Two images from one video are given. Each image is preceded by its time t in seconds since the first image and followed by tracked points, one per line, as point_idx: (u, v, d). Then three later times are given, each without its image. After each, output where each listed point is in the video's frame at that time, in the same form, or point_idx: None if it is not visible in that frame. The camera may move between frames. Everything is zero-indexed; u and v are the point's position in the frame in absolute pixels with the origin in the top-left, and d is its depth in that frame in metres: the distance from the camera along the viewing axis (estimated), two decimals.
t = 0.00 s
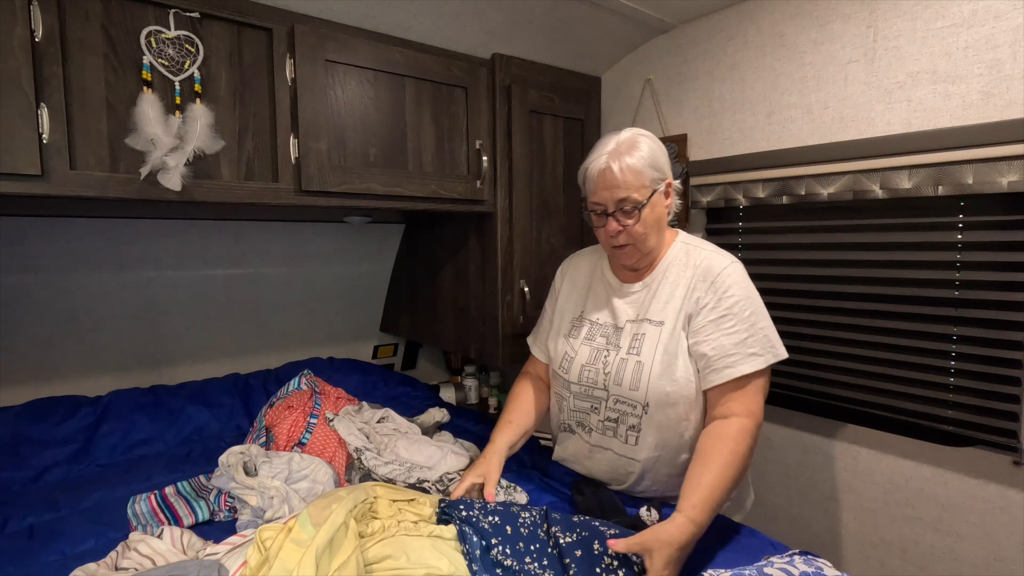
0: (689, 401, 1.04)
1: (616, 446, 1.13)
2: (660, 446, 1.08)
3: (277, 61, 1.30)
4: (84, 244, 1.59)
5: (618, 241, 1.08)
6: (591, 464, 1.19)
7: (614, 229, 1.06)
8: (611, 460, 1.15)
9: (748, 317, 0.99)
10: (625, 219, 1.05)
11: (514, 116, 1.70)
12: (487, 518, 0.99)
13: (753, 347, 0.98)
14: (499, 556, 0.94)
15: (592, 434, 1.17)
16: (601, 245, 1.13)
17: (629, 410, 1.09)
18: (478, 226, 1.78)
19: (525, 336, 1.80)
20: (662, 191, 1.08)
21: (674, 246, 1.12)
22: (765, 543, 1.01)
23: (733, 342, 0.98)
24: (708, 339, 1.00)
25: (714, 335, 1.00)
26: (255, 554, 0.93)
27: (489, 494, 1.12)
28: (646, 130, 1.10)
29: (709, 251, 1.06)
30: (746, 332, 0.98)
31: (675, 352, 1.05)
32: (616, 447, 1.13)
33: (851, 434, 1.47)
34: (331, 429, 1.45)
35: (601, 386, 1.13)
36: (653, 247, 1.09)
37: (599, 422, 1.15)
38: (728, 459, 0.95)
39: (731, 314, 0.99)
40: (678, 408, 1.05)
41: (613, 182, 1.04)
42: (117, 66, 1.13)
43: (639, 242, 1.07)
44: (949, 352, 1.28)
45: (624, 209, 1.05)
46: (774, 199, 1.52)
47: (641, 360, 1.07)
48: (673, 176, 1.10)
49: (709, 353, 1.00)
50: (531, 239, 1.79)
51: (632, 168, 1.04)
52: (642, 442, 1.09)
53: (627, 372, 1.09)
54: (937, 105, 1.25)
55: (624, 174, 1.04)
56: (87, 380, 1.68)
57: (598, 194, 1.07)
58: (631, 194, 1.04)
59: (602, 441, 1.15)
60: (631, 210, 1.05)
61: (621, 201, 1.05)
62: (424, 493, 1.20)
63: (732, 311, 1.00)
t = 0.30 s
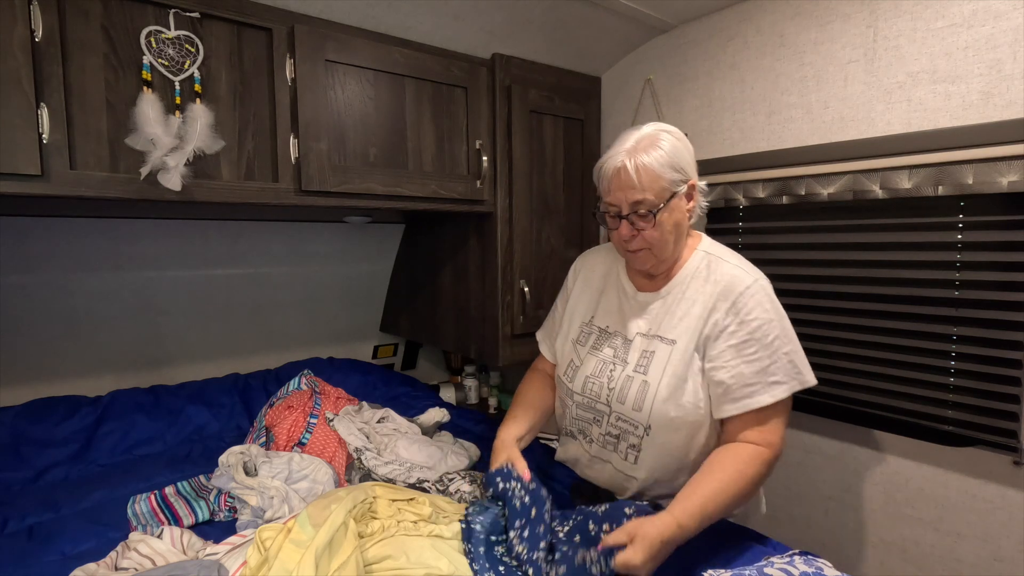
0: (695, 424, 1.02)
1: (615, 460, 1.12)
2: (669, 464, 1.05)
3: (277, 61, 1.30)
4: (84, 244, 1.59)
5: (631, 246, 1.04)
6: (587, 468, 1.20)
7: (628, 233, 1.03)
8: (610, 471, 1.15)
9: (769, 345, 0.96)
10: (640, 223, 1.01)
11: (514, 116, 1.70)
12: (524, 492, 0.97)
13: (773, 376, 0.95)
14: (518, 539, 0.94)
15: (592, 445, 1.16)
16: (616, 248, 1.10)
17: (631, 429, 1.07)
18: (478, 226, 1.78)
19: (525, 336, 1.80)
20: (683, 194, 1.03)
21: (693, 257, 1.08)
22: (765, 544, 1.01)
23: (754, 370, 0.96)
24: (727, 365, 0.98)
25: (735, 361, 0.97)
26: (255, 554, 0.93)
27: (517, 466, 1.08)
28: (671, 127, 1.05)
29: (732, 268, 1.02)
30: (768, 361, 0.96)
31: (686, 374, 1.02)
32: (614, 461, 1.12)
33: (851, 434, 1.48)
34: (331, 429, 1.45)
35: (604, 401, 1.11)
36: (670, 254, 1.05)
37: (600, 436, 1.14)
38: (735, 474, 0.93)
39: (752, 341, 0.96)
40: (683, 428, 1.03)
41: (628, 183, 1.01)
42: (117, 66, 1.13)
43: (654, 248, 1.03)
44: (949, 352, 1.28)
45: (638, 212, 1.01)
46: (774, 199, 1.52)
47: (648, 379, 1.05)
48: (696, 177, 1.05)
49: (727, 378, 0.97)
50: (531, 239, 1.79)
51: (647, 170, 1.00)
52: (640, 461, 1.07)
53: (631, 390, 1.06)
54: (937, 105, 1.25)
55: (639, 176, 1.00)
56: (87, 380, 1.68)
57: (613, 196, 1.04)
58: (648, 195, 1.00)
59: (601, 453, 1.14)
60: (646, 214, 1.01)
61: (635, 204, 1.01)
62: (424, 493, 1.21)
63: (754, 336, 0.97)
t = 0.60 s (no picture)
0: (717, 437, 1.00)
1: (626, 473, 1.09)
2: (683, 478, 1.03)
3: (277, 61, 1.30)
4: (84, 244, 1.59)
5: (641, 251, 1.00)
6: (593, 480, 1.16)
7: (637, 238, 0.98)
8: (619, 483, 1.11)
9: (803, 349, 0.90)
10: (649, 228, 0.97)
11: (514, 116, 1.70)
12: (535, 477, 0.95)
13: (807, 381, 0.88)
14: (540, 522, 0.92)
15: (602, 457, 1.13)
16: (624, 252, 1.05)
17: (648, 444, 1.04)
18: (478, 226, 1.78)
19: (525, 336, 1.80)
20: (697, 195, 0.97)
21: (713, 261, 1.02)
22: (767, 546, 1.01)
23: (785, 374, 0.89)
24: (754, 371, 0.92)
25: (764, 366, 0.91)
26: (255, 554, 0.93)
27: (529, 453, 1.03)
28: (682, 124, 0.99)
29: (754, 273, 0.97)
30: (801, 364, 0.88)
31: (709, 387, 0.98)
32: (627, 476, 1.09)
33: (851, 434, 1.48)
34: (331, 429, 1.45)
35: (620, 414, 1.07)
36: (682, 259, 1.00)
37: (612, 449, 1.10)
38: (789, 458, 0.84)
39: (783, 346, 0.90)
40: (698, 444, 1.00)
41: (636, 187, 0.95)
42: (116, 66, 1.13)
43: (665, 253, 0.98)
44: (949, 352, 1.28)
45: (646, 217, 0.96)
46: (774, 199, 1.52)
47: (669, 394, 1.01)
48: (711, 178, 0.99)
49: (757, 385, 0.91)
50: (531, 239, 1.79)
51: (655, 173, 0.94)
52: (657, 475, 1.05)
53: (651, 406, 1.03)
54: (937, 105, 1.25)
55: (648, 179, 0.94)
56: (87, 380, 1.68)
57: (621, 199, 0.99)
58: (656, 199, 0.95)
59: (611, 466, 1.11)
60: (654, 218, 0.96)
61: (643, 209, 0.96)
62: (424, 493, 1.21)
63: (784, 339, 0.91)
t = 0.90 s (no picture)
0: (726, 454, 0.99)
1: (629, 486, 1.08)
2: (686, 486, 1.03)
3: (277, 61, 1.31)
4: (84, 244, 1.59)
5: (657, 263, 0.96)
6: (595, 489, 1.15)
7: (654, 251, 0.94)
8: (619, 494, 1.10)
9: (816, 371, 0.91)
10: (666, 241, 0.93)
11: (513, 116, 1.70)
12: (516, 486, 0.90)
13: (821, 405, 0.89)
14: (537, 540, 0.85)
15: (607, 469, 1.11)
16: (637, 262, 1.01)
17: (656, 461, 1.03)
18: (478, 226, 1.78)
19: (525, 337, 1.80)
20: (714, 204, 0.94)
21: (723, 273, 1.01)
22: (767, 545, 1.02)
23: (802, 397, 0.89)
24: (772, 392, 0.91)
25: (782, 388, 0.90)
26: (255, 554, 0.93)
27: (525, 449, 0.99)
28: (694, 126, 0.95)
29: (769, 288, 0.96)
30: (816, 388, 0.89)
31: (722, 406, 0.97)
32: (632, 490, 1.08)
33: (851, 434, 1.48)
34: (331, 429, 1.45)
35: (628, 431, 1.05)
36: (697, 270, 0.97)
37: (617, 463, 1.09)
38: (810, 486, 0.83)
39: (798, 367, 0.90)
40: (706, 462, 0.99)
41: (652, 198, 0.91)
42: (116, 66, 1.13)
43: (682, 265, 0.95)
44: (949, 352, 1.28)
45: (663, 229, 0.92)
46: (774, 199, 1.53)
47: (680, 413, 0.99)
48: (726, 182, 0.95)
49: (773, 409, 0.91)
50: (531, 239, 1.79)
51: (672, 182, 0.90)
52: (663, 490, 1.04)
53: (662, 424, 1.01)
54: (937, 105, 1.25)
55: (664, 190, 0.90)
56: (87, 380, 1.68)
57: (635, 210, 0.94)
58: (674, 211, 0.91)
59: (615, 479, 1.10)
60: (672, 230, 0.92)
61: (660, 220, 0.92)
62: (424, 493, 1.21)
63: (799, 361, 0.91)
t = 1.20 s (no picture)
0: (726, 460, 0.99)
1: (627, 493, 1.08)
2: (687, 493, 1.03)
3: (277, 61, 1.30)
4: (84, 244, 1.59)
5: (655, 272, 0.95)
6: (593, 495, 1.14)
7: (651, 261, 0.93)
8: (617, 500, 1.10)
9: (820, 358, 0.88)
10: (664, 249, 0.92)
11: (514, 116, 1.70)
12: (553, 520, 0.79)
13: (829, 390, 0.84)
14: None
15: (606, 476, 1.11)
16: (635, 272, 1.00)
17: (657, 468, 1.02)
18: (478, 226, 1.78)
19: (525, 336, 1.80)
20: (709, 209, 0.93)
21: (720, 275, 1.00)
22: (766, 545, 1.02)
23: (806, 380, 0.85)
24: (773, 380, 0.89)
25: (784, 374, 0.87)
26: (255, 554, 0.93)
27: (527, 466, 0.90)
28: (683, 130, 0.94)
29: (762, 287, 0.96)
30: (821, 371, 0.86)
31: (721, 411, 0.97)
32: (631, 498, 1.08)
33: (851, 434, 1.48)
34: (331, 429, 1.45)
35: (628, 439, 1.04)
36: (695, 276, 0.97)
37: (616, 469, 1.08)
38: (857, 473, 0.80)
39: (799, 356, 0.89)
40: (706, 467, 0.98)
41: (646, 208, 0.90)
42: (116, 66, 1.13)
43: (680, 272, 0.94)
44: (949, 352, 1.28)
45: (659, 238, 0.92)
46: (774, 199, 1.53)
47: (681, 421, 0.99)
48: (720, 184, 0.94)
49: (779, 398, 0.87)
50: (531, 239, 1.78)
51: (666, 191, 0.88)
52: (661, 494, 1.04)
53: (662, 433, 1.00)
54: (937, 105, 1.25)
55: (658, 199, 0.89)
56: (87, 380, 1.68)
57: (629, 221, 0.93)
58: (670, 221, 0.90)
59: (613, 486, 1.10)
60: (669, 239, 0.91)
61: (656, 230, 0.91)
62: (423, 493, 1.21)
63: (799, 351, 0.89)
